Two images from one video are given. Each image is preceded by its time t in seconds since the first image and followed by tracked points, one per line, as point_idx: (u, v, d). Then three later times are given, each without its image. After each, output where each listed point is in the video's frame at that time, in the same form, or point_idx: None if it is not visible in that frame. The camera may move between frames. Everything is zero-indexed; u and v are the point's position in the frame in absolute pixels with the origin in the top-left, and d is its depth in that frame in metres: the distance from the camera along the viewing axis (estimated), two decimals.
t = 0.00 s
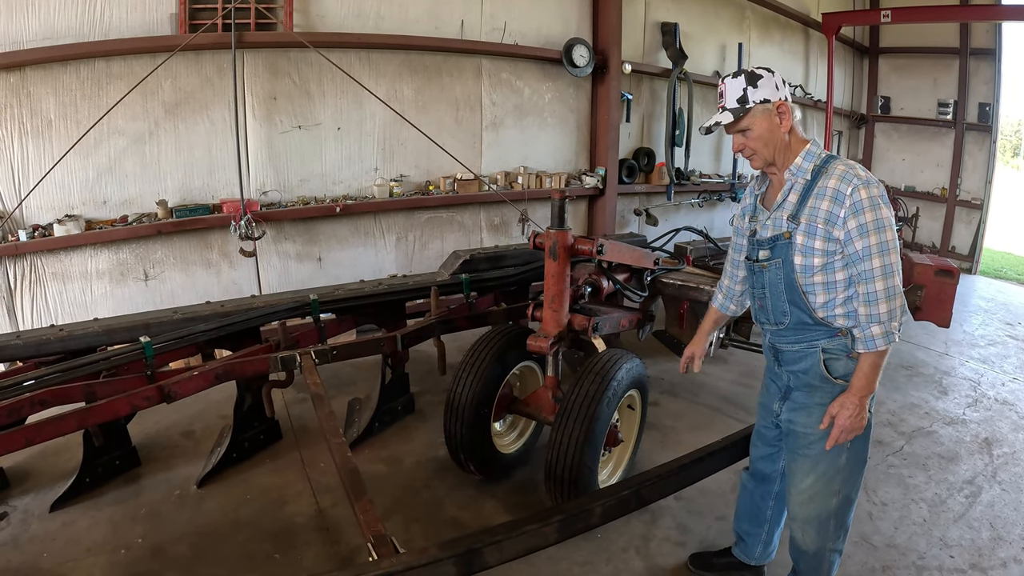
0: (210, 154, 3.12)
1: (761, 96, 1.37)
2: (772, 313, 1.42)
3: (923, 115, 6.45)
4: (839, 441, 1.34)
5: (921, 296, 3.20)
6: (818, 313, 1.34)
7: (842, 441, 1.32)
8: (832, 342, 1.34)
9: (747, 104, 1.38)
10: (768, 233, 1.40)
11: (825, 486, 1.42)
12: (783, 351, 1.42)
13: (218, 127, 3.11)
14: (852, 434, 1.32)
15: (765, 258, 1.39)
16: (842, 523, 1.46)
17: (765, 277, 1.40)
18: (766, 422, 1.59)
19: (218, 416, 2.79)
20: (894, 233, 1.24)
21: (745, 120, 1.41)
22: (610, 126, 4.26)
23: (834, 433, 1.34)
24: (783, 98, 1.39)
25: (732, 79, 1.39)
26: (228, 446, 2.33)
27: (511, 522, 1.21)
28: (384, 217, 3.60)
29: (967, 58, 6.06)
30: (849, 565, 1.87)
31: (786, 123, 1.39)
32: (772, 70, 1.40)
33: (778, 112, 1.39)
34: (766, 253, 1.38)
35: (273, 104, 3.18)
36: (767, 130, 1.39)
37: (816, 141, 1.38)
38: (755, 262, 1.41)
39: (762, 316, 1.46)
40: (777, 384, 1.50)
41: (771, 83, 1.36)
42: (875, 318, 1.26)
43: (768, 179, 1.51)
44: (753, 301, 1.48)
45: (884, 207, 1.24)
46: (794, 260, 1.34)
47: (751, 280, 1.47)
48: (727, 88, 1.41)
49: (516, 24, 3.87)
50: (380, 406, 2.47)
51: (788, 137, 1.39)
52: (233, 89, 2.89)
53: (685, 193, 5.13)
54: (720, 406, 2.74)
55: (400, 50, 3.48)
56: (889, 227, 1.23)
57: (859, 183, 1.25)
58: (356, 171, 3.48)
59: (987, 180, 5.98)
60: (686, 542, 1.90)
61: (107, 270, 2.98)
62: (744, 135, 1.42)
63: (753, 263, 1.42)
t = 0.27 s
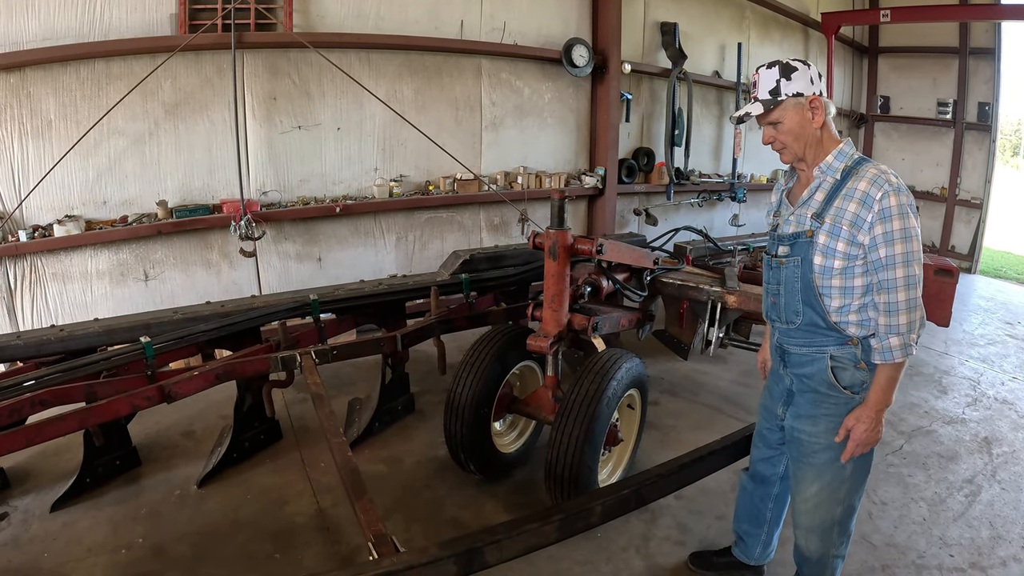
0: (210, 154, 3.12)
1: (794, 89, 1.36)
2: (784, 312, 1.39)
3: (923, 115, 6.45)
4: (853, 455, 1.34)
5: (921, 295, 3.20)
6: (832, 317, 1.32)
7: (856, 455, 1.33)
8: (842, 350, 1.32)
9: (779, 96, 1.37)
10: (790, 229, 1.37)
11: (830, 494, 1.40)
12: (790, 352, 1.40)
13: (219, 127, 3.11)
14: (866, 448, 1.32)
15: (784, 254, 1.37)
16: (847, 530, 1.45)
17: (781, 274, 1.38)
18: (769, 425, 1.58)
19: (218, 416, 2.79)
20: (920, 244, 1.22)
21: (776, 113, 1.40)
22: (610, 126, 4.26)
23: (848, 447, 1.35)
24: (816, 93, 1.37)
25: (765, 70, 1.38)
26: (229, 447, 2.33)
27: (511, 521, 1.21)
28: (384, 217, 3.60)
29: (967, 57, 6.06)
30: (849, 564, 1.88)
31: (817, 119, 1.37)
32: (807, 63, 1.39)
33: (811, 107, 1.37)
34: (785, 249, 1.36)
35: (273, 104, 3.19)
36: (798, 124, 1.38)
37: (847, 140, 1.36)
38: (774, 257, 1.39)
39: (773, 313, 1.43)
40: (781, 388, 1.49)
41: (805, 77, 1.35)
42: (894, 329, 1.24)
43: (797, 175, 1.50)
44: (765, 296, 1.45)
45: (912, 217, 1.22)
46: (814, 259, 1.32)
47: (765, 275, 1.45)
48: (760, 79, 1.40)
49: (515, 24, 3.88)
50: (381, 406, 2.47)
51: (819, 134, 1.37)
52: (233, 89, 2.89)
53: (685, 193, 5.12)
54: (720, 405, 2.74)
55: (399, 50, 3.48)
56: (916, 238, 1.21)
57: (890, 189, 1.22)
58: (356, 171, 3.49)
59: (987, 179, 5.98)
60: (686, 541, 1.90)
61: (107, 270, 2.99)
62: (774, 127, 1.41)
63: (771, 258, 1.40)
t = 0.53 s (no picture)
0: (209, 156, 3.13)
1: (818, 92, 1.31)
2: (799, 312, 1.35)
3: (922, 115, 6.46)
4: (863, 470, 1.32)
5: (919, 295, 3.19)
6: (847, 323, 1.27)
7: (867, 470, 1.31)
8: (854, 359, 1.28)
9: (802, 100, 1.33)
10: (814, 229, 1.32)
11: (833, 504, 1.39)
12: (802, 356, 1.37)
13: (218, 128, 3.12)
14: (878, 464, 1.29)
15: (805, 254, 1.32)
16: (849, 539, 1.43)
17: (800, 273, 1.33)
18: (778, 432, 1.55)
19: (218, 416, 2.80)
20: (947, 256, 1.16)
21: (802, 115, 1.36)
22: (609, 127, 4.27)
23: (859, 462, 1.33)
24: (843, 94, 1.31)
25: (790, 72, 1.34)
26: (228, 447, 2.34)
27: (508, 521, 1.22)
28: (383, 218, 3.61)
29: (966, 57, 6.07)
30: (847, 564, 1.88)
31: (843, 121, 1.31)
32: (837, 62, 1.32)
33: (836, 109, 1.32)
34: (807, 249, 1.31)
35: (272, 105, 3.19)
36: (823, 127, 1.33)
37: (879, 144, 1.29)
38: (796, 255, 1.34)
39: (789, 313, 1.39)
40: (791, 394, 1.46)
41: (830, 79, 1.30)
42: (913, 342, 1.18)
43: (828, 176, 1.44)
44: (783, 294, 1.41)
45: (942, 227, 1.15)
46: (835, 261, 1.27)
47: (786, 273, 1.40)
48: (787, 80, 1.36)
49: (514, 24, 3.88)
50: (380, 407, 2.48)
51: (846, 136, 1.32)
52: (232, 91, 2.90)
53: (684, 193, 5.12)
54: (719, 405, 2.74)
55: (398, 51, 3.49)
56: (943, 250, 1.15)
57: (920, 196, 1.16)
58: (355, 172, 3.49)
59: (986, 179, 5.97)
60: (684, 541, 1.91)
61: (107, 271, 2.99)
62: (801, 129, 1.37)
63: (792, 256, 1.35)
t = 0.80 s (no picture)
0: (208, 157, 3.13)
1: (837, 94, 1.30)
2: (811, 318, 1.35)
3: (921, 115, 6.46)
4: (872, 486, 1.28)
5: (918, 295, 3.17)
6: (858, 330, 1.26)
7: (875, 485, 1.27)
8: (865, 369, 1.27)
9: (822, 100, 1.32)
10: (831, 234, 1.32)
11: (836, 513, 1.38)
12: (813, 363, 1.36)
13: (217, 129, 3.12)
14: (888, 480, 1.26)
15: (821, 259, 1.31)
16: (851, 549, 1.42)
17: (814, 278, 1.33)
18: (786, 437, 1.53)
19: (217, 417, 2.80)
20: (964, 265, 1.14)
21: (821, 116, 1.35)
22: (608, 128, 4.27)
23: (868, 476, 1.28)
24: (863, 96, 1.29)
25: (812, 72, 1.33)
26: (227, 448, 2.34)
27: (505, 523, 1.22)
28: (382, 219, 3.61)
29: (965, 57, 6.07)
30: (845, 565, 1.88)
31: (862, 124, 1.29)
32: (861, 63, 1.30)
33: (854, 111, 1.30)
34: (823, 254, 1.31)
35: (271, 107, 3.20)
36: (841, 129, 1.32)
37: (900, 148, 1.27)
38: (811, 260, 1.33)
39: (802, 318, 1.38)
40: (801, 400, 1.45)
41: (850, 80, 1.28)
42: (925, 353, 1.16)
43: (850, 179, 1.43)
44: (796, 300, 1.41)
45: (959, 236, 1.13)
46: (849, 267, 1.26)
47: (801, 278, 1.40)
48: (810, 79, 1.36)
49: (513, 25, 3.88)
50: (378, 408, 2.48)
51: (864, 139, 1.30)
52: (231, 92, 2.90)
53: (683, 193, 5.12)
54: (717, 406, 2.75)
55: (397, 52, 3.49)
56: (960, 258, 1.13)
57: (936, 203, 1.14)
58: (354, 173, 3.50)
59: (985, 179, 6.04)
60: (682, 541, 1.91)
61: (106, 273, 3.00)
62: (820, 130, 1.36)
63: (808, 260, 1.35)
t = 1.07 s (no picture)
0: (208, 158, 3.13)
1: (835, 92, 1.29)
2: (814, 323, 1.35)
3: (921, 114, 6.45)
4: (879, 488, 1.24)
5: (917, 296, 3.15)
6: (863, 333, 1.26)
7: (882, 488, 1.23)
8: (871, 371, 1.27)
9: (818, 95, 1.31)
10: (829, 237, 1.32)
11: (841, 515, 1.38)
12: (817, 369, 1.36)
13: (217, 130, 3.12)
14: (894, 481, 1.22)
15: (820, 262, 1.31)
16: (854, 550, 1.42)
17: (815, 282, 1.32)
18: (789, 439, 1.52)
19: (218, 418, 2.80)
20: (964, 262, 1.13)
21: (815, 112, 1.34)
22: (608, 128, 4.27)
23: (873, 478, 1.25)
24: (860, 97, 1.29)
25: (812, 67, 1.33)
26: (227, 449, 2.34)
27: (504, 524, 1.22)
28: (382, 219, 3.61)
29: (965, 57, 6.06)
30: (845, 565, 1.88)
31: (857, 124, 1.29)
32: (861, 64, 1.30)
33: (851, 111, 1.30)
34: (822, 257, 1.31)
35: (270, 107, 3.20)
36: (836, 127, 1.31)
37: (893, 151, 1.27)
38: (810, 264, 1.33)
39: (805, 323, 1.38)
40: (806, 404, 1.45)
41: (849, 80, 1.28)
42: (928, 352, 1.15)
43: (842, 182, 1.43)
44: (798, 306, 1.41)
45: (957, 232, 1.13)
46: (849, 269, 1.26)
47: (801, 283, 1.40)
48: (810, 74, 1.35)
49: (512, 25, 3.88)
50: (378, 409, 2.48)
51: (858, 139, 1.30)
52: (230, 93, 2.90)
53: (683, 193, 5.12)
54: (717, 406, 2.75)
55: (396, 53, 3.49)
56: (959, 255, 1.12)
57: (932, 201, 1.15)
58: (353, 174, 3.50)
59: (986, 179, 6.02)
60: (681, 542, 1.91)
61: (106, 274, 3.00)
62: (814, 126, 1.36)
63: (807, 265, 1.35)
